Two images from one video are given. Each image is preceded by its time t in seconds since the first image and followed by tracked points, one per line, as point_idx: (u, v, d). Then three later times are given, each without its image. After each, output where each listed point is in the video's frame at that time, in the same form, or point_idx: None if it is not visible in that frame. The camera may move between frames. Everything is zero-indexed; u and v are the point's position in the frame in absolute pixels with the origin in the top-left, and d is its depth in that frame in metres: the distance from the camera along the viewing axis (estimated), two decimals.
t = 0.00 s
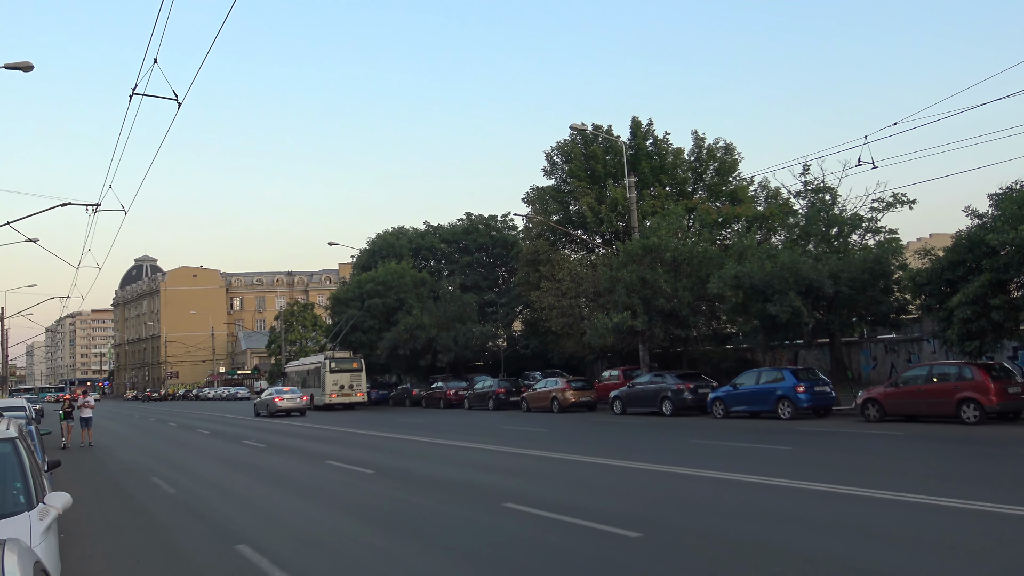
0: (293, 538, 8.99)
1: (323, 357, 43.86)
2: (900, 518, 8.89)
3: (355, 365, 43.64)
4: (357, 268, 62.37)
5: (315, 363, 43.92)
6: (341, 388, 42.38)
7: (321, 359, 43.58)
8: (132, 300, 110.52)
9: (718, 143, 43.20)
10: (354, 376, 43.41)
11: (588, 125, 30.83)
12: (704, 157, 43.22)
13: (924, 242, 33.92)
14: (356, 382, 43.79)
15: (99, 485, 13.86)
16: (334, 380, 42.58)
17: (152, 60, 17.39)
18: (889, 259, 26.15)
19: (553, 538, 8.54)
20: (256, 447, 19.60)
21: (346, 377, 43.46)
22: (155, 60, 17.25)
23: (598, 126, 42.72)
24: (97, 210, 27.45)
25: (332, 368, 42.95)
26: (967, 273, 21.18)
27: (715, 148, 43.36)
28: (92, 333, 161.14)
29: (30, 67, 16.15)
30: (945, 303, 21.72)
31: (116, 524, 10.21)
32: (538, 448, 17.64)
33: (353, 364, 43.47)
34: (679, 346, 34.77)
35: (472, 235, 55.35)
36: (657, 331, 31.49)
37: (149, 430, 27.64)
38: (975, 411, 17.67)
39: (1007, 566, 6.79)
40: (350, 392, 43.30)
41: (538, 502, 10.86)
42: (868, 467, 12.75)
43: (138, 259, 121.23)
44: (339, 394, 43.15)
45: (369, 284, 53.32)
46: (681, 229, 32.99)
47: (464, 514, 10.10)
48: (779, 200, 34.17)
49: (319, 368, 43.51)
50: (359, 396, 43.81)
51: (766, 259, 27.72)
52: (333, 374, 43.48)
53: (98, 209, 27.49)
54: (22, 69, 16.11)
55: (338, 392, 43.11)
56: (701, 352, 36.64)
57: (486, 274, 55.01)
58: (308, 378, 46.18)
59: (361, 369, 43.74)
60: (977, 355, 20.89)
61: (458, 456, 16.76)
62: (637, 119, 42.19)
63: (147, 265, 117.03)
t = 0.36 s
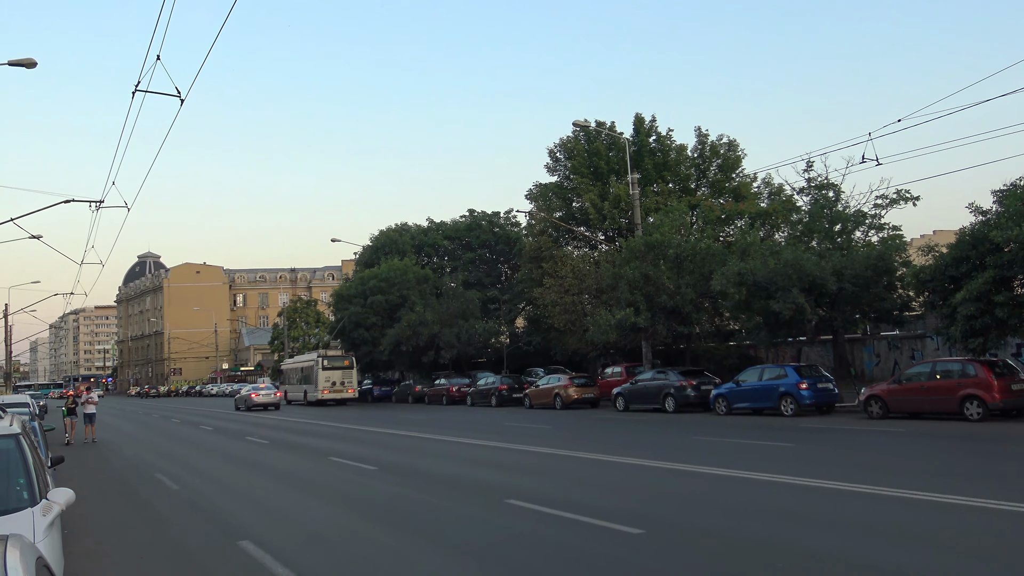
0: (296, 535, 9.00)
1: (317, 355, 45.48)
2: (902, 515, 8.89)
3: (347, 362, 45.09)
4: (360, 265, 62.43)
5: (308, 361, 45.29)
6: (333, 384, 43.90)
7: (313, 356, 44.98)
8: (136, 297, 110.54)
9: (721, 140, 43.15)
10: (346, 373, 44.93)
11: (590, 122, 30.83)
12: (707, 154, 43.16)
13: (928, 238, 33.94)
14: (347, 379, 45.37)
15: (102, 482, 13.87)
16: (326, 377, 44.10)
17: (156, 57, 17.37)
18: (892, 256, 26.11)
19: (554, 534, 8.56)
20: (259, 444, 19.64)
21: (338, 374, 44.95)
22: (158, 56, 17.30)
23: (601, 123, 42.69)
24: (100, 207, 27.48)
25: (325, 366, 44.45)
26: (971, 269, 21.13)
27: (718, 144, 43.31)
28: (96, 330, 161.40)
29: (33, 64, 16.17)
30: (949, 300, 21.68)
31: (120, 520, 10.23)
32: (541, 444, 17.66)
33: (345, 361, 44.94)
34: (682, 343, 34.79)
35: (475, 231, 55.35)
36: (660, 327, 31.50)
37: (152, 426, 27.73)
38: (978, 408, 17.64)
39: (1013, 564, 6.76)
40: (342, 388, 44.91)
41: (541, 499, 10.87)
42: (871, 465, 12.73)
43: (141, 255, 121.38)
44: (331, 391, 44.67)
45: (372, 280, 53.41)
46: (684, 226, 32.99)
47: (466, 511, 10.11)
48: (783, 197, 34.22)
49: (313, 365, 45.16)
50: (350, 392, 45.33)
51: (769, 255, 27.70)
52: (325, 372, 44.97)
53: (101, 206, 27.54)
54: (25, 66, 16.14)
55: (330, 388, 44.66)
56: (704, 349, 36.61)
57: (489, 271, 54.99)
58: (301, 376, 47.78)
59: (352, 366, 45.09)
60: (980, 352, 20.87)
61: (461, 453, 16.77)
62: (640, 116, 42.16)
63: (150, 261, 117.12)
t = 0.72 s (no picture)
0: (301, 533, 8.99)
1: (310, 355, 47.08)
2: (905, 509, 8.89)
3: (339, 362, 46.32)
4: (361, 263, 62.47)
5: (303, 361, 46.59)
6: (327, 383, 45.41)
7: (307, 357, 46.15)
8: (138, 297, 110.54)
9: (722, 135, 43.12)
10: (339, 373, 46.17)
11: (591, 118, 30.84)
12: (708, 150, 43.12)
13: (928, 233, 33.96)
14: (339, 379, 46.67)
15: (105, 482, 13.90)
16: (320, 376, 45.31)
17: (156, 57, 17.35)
18: (894, 250, 26.12)
19: (557, 531, 8.55)
20: (261, 442, 19.64)
21: (331, 374, 46.16)
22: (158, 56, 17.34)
23: (601, 119, 42.65)
24: (100, 207, 27.48)
25: (318, 365, 45.91)
26: (973, 263, 21.11)
27: (719, 140, 43.28)
28: (98, 330, 161.48)
29: (33, 64, 16.16)
30: (951, 293, 21.66)
31: (123, 519, 10.23)
32: (543, 441, 17.67)
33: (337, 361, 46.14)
34: (684, 338, 34.81)
35: (476, 229, 55.35)
36: (662, 323, 31.47)
37: (155, 426, 27.73)
38: (981, 401, 17.62)
39: (1016, 558, 6.73)
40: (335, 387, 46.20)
41: (543, 495, 10.87)
42: (873, 459, 12.73)
43: (143, 255, 121.35)
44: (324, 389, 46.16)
45: (373, 278, 53.47)
46: (685, 222, 32.99)
47: (469, 508, 10.12)
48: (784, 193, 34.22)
49: (306, 365, 46.71)
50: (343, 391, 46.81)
51: (771, 250, 27.68)
52: (318, 371, 46.34)
53: (102, 206, 27.54)
54: (25, 67, 16.13)
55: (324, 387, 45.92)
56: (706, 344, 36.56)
57: (490, 268, 54.99)
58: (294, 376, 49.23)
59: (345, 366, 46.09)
60: (983, 346, 20.83)
61: (464, 450, 16.79)
62: (641, 112, 42.15)
63: (152, 261, 117.03)
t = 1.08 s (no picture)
0: (306, 531, 8.99)
1: (307, 354, 48.29)
2: (913, 507, 8.85)
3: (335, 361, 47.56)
4: (366, 261, 62.56)
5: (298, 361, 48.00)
6: (324, 381, 46.87)
7: (304, 355, 47.34)
8: (144, 295, 110.83)
9: (727, 133, 43.04)
10: (334, 372, 47.44)
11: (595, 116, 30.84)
12: (714, 147, 43.08)
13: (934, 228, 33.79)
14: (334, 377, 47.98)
15: (110, 480, 13.94)
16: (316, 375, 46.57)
17: (161, 56, 17.39)
18: (900, 248, 26.07)
19: (562, 529, 8.55)
20: (266, 440, 19.69)
21: (327, 371, 47.41)
22: (163, 55, 17.41)
23: (606, 117, 42.62)
24: (107, 205, 27.52)
25: (315, 364, 47.44)
26: (979, 261, 21.06)
27: (724, 137, 43.21)
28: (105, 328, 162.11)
29: (38, 64, 16.22)
30: (957, 291, 21.60)
31: (128, 517, 10.25)
32: (548, 439, 17.66)
33: (333, 360, 47.34)
34: (689, 336, 34.81)
35: (481, 227, 55.34)
36: (667, 321, 31.46)
37: (160, 424, 27.82)
38: (987, 399, 17.57)
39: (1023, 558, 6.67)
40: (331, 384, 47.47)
41: (549, 493, 10.86)
42: (880, 457, 12.70)
43: (149, 253, 121.63)
44: (320, 387, 47.52)
45: (378, 276, 53.58)
46: (690, 219, 32.95)
47: (473, 506, 10.12)
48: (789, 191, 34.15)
49: (304, 363, 47.97)
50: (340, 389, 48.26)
51: (776, 248, 27.65)
52: (319, 369, 46.90)
53: (108, 204, 27.56)
54: (31, 66, 16.18)
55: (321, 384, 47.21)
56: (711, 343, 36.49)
57: (495, 266, 55.02)
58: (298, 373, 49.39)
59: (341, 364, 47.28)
60: (989, 343, 20.78)
61: (469, 448, 16.78)
62: (646, 109, 42.11)
63: (158, 260, 117.20)
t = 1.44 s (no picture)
0: (306, 532, 8.98)
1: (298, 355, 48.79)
2: (914, 507, 8.82)
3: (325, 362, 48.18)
4: (364, 262, 62.58)
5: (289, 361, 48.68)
6: (314, 380, 47.66)
7: (295, 356, 47.89)
8: (142, 296, 110.74)
9: (726, 132, 43.08)
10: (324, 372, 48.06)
11: (593, 116, 30.89)
12: (712, 146, 43.12)
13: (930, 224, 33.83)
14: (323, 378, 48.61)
15: (110, 480, 13.93)
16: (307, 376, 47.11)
17: (159, 57, 17.41)
18: (898, 247, 26.11)
19: (562, 529, 8.54)
20: (265, 441, 19.68)
21: (317, 372, 47.97)
22: (161, 55, 17.44)
23: (605, 117, 42.68)
24: (105, 206, 27.54)
25: (305, 365, 48.21)
26: (977, 260, 21.09)
27: (723, 137, 43.24)
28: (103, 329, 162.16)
29: (37, 64, 16.21)
30: (955, 290, 21.62)
31: (127, 518, 10.25)
32: (547, 439, 17.65)
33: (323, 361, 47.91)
34: (687, 335, 34.82)
35: (480, 227, 55.32)
36: (665, 321, 31.51)
37: (159, 425, 27.81)
38: (985, 398, 17.58)
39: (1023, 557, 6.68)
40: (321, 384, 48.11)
41: (548, 493, 10.85)
42: (880, 456, 12.67)
43: (148, 254, 121.55)
44: (312, 388, 48.09)
45: (377, 276, 53.63)
46: (688, 219, 32.97)
47: (473, 506, 10.11)
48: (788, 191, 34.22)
49: (296, 364, 48.48)
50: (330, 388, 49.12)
51: (774, 247, 27.69)
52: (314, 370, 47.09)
53: (106, 205, 27.59)
54: (29, 67, 16.17)
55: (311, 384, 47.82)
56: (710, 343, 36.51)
57: (494, 266, 55.03)
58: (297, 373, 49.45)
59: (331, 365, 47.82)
60: (987, 342, 20.80)
61: (469, 448, 16.78)
62: (644, 109, 42.15)
63: (156, 261, 116.90)
